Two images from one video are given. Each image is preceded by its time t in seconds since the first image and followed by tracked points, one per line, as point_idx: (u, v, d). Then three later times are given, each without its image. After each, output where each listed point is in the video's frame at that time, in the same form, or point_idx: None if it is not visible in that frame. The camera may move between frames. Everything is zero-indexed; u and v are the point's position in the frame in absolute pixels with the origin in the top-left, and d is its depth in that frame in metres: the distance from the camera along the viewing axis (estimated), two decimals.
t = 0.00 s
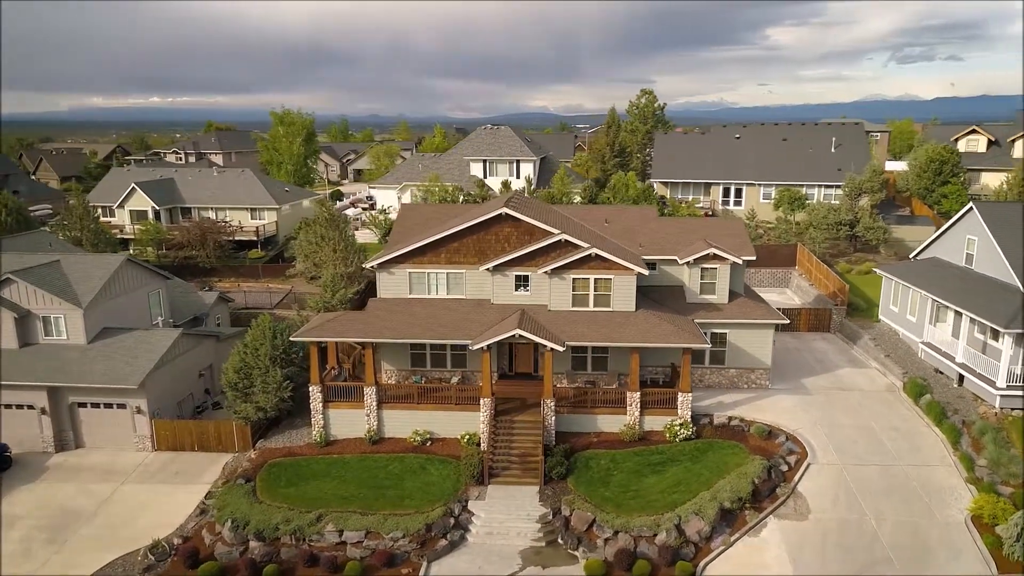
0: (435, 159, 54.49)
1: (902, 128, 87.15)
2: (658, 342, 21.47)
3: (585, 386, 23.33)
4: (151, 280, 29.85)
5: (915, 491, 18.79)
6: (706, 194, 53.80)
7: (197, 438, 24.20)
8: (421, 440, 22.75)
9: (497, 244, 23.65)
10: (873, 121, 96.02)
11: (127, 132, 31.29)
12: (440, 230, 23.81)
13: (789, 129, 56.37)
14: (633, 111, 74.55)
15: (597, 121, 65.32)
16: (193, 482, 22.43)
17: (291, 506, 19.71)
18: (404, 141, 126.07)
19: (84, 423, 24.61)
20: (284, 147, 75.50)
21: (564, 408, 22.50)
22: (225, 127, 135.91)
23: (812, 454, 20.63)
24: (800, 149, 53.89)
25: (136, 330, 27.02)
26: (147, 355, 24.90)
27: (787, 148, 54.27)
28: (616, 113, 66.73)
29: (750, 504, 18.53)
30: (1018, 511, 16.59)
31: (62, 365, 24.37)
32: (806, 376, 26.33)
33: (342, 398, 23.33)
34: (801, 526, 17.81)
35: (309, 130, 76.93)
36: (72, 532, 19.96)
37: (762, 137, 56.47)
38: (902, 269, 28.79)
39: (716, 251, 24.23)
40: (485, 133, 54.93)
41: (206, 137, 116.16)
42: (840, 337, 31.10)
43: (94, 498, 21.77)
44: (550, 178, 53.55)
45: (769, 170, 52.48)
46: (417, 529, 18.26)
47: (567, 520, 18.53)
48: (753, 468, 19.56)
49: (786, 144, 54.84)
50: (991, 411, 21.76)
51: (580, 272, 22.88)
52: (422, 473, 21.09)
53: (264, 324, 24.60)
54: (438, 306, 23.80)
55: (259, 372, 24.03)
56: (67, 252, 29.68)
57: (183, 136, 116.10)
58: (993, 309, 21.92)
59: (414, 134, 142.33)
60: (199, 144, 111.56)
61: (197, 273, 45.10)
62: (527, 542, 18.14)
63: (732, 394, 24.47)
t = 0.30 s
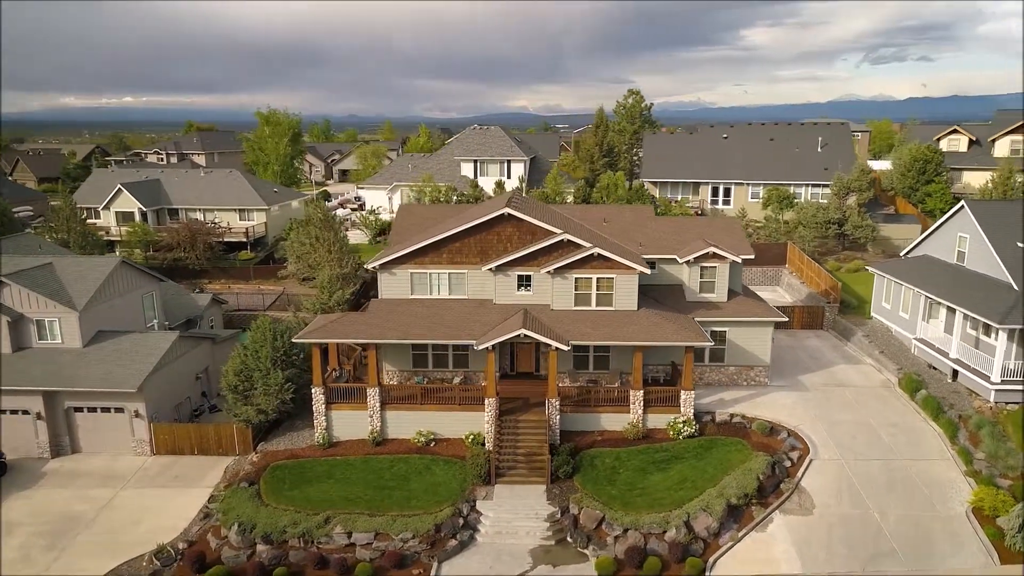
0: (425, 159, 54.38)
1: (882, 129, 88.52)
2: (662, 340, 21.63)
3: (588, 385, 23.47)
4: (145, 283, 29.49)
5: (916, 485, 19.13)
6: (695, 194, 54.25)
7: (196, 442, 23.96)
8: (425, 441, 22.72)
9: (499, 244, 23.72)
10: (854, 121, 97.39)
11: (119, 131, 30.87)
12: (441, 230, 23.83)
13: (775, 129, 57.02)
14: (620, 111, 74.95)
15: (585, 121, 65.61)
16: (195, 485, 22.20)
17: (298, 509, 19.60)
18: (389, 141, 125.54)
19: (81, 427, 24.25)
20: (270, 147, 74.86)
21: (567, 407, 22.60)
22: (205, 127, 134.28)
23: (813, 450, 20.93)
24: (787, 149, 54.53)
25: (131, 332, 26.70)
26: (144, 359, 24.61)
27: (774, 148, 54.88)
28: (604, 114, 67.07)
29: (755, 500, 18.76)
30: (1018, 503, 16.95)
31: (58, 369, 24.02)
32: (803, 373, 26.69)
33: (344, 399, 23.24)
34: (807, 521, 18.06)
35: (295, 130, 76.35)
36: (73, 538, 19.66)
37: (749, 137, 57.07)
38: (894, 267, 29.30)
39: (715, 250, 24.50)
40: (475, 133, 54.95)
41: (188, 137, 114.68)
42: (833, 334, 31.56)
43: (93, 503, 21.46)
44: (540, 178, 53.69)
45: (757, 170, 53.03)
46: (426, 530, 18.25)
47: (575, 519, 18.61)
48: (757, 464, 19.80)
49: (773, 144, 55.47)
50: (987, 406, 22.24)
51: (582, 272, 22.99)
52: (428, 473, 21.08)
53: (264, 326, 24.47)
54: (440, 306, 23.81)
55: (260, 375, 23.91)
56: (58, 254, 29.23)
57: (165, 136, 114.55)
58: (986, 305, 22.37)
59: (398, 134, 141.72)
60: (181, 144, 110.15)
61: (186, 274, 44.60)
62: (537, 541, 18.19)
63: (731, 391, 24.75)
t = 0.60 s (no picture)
0: (416, 160, 54.28)
1: (864, 129, 89.95)
2: (667, 339, 21.81)
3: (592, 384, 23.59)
4: (141, 284, 29.15)
5: (918, 479, 19.47)
6: (685, 193, 54.66)
7: (198, 445, 23.75)
8: (431, 441, 22.71)
9: (503, 244, 23.78)
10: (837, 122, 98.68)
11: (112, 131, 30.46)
12: (445, 230, 23.83)
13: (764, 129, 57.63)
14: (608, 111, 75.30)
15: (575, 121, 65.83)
16: (198, 489, 22.00)
17: (306, 511, 19.51)
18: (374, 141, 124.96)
19: (79, 432, 23.92)
20: (257, 148, 74.21)
21: (573, 406, 22.70)
22: (187, 127, 132.58)
23: (817, 445, 21.24)
24: (776, 149, 55.14)
25: (129, 335, 26.40)
26: (144, 362, 24.36)
27: (763, 148, 55.47)
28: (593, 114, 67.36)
29: (763, 496, 19.01)
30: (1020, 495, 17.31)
31: (56, 373, 23.67)
32: (801, 370, 27.05)
33: (349, 401, 23.15)
34: (814, 515, 18.33)
35: (282, 130, 75.73)
36: (76, 543, 19.40)
37: (738, 137, 57.62)
38: (888, 264, 29.80)
39: (716, 249, 24.76)
40: (467, 133, 54.96)
41: (170, 137, 113.19)
42: (828, 331, 32.00)
43: (95, 508, 21.18)
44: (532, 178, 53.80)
45: (747, 169, 53.56)
46: (437, 530, 18.25)
47: (585, 517, 18.72)
48: (763, 460, 20.05)
49: (762, 143, 56.07)
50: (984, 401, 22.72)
51: (586, 271, 23.12)
52: (436, 474, 21.08)
53: (266, 327, 24.34)
54: (444, 307, 23.82)
55: (263, 377, 23.78)
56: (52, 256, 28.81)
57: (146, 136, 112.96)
58: (981, 302, 22.82)
59: (383, 134, 141.01)
60: (163, 144, 108.69)
61: (177, 276, 44.10)
62: (548, 539, 18.27)
63: (733, 388, 25.03)
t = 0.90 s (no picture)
0: (411, 160, 54.22)
1: (849, 129, 91.31)
2: (675, 337, 21.99)
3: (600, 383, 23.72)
4: (142, 287, 28.88)
5: (925, 474, 19.80)
6: (679, 193, 55.02)
7: (205, 448, 23.58)
8: (441, 441, 22.72)
9: (511, 244, 23.86)
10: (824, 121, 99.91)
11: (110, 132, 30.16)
12: (453, 230, 23.86)
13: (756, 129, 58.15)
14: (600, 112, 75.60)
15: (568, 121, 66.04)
16: (207, 492, 21.85)
17: (320, 513, 19.46)
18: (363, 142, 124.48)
19: (83, 436, 23.66)
20: (248, 148, 73.68)
21: (582, 405, 22.81)
22: (173, 127, 131.27)
23: (824, 442, 21.52)
24: (768, 148, 55.68)
25: (132, 338, 26.16)
26: (149, 365, 24.17)
27: (755, 148, 55.99)
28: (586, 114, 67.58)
29: (774, 492, 19.23)
30: None
31: (60, 376, 23.41)
32: (803, 367, 27.37)
33: (358, 402, 23.10)
34: (825, 511, 18.57)
35: (273, 130, 75.25)
36: (86, 549, 19.18)
37: (730, 137, 58.11)
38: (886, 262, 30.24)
39: (721, 248, 24.99)
40: (462, 133, 55.00)
41: (156, 137, 111.91)
42: (826, 329, 32.40)
43: (103, 512, 20.95)
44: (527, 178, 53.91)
45: (740, 169, 54.02)
46: (454, 530, 18.28)
47: (600, 515, 18.85)
48: (772, 457, 20.29)
49: (754, 143, 56.59)
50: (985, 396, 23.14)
51: (594, 271, 23.25)
52: (448, 474, 21.10)
53: (273, 329, 24.22)
54: (452, 307, 23.86)
55: (271, 379, 23.66)
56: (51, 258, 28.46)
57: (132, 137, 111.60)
58: (981, 298, 23.20)
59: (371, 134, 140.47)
60: (149, 145, 107.46)
61: (172, 277, 43.69)
62: (563, 538, 18.36)
63: (738, 386, 25.27)
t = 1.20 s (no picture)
0: (402, 160, 54.10)
1: (831, 129, 92.72)
2: (681, 335, 22.21)
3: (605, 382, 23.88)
4: (139, 289, 28.55)
5: (927, 467, 20.19)
6: (670, 193, 55.42)
7: (209, 451, 23.39)
8: (448, 442, 22.75)
9: (515, 244, 23.94)
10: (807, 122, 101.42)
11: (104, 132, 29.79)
12: (457, 230, 23.89)
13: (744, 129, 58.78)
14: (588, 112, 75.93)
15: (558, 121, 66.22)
16: (213, 495, 21.66)
17: (330, 515, 19.40)
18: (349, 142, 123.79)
19: (84, 440, 23.33)
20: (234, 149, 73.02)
21: (588, 404, 22.95)
22: (154, 128, 129.53)
23: (827, 437, 21.84)
24: (757, 148, 56.31)
25: (131, 341, 25.86)
26: (150, 367, 23.92)
27: (743, 148, 56.59)
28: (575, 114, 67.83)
29: (782, 487, 19.49)
30: None
31: (59, 380, 23.09)
32: (802, 364, 27.74)
33: (363, 403, 23.01)
34: (832, 505, 18.86)
35: (259, 130, 74.60)
36: (92, 555, 18.92)
37: (719, 137, 58.65)
38: (879, 259, 30.76)
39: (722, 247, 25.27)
40: (453, 134, 54.98)
41: (138, 138, 110.36)
42: (821, 326, 32.86)
43: (107, 517, 20.69)
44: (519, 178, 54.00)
45: (729, 169, 54.54)
46: (467, 529, 18.31)
47: (611, 513, 18.99)
48: (778, 453, 20.56)
49: (742, 143, 57.19)
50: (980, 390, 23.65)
51: (599, 270, 23.41)
52: (457, 474, 21.13)
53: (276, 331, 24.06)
54: (458, 307, 23.88)
55: (275, 381, 23.52)
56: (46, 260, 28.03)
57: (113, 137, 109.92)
58: (977, 295, 23.68)
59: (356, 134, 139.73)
60: (131, 145, 105.94)
61: (163, 279, 43.16)
62: (576, 536, 18.48)
63: (740, 384, 25.56)
